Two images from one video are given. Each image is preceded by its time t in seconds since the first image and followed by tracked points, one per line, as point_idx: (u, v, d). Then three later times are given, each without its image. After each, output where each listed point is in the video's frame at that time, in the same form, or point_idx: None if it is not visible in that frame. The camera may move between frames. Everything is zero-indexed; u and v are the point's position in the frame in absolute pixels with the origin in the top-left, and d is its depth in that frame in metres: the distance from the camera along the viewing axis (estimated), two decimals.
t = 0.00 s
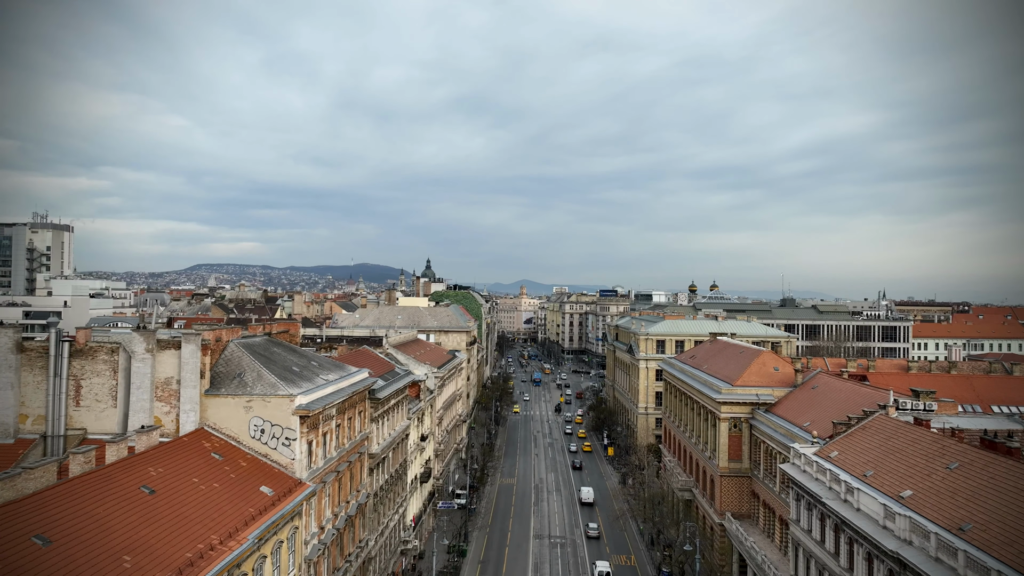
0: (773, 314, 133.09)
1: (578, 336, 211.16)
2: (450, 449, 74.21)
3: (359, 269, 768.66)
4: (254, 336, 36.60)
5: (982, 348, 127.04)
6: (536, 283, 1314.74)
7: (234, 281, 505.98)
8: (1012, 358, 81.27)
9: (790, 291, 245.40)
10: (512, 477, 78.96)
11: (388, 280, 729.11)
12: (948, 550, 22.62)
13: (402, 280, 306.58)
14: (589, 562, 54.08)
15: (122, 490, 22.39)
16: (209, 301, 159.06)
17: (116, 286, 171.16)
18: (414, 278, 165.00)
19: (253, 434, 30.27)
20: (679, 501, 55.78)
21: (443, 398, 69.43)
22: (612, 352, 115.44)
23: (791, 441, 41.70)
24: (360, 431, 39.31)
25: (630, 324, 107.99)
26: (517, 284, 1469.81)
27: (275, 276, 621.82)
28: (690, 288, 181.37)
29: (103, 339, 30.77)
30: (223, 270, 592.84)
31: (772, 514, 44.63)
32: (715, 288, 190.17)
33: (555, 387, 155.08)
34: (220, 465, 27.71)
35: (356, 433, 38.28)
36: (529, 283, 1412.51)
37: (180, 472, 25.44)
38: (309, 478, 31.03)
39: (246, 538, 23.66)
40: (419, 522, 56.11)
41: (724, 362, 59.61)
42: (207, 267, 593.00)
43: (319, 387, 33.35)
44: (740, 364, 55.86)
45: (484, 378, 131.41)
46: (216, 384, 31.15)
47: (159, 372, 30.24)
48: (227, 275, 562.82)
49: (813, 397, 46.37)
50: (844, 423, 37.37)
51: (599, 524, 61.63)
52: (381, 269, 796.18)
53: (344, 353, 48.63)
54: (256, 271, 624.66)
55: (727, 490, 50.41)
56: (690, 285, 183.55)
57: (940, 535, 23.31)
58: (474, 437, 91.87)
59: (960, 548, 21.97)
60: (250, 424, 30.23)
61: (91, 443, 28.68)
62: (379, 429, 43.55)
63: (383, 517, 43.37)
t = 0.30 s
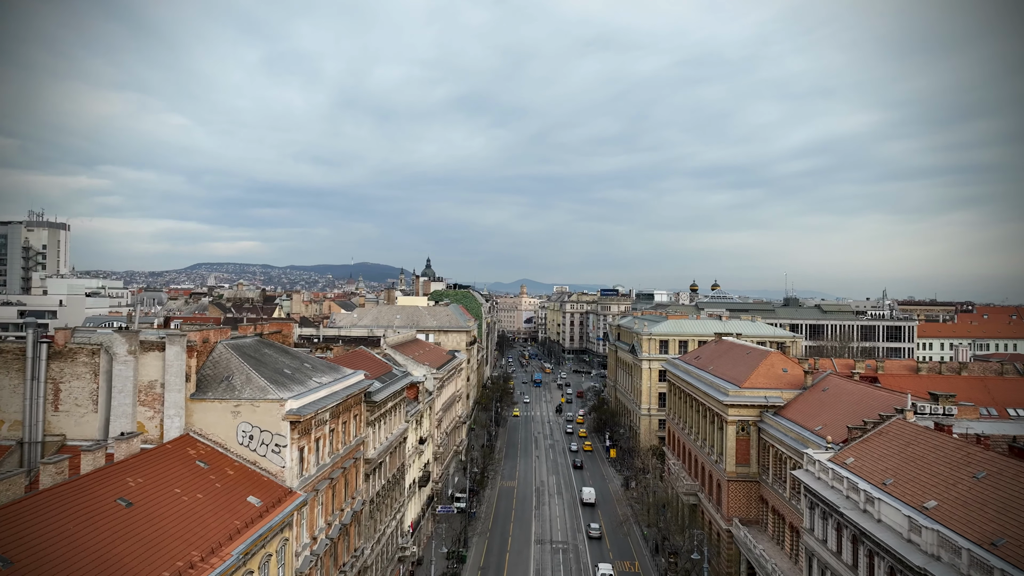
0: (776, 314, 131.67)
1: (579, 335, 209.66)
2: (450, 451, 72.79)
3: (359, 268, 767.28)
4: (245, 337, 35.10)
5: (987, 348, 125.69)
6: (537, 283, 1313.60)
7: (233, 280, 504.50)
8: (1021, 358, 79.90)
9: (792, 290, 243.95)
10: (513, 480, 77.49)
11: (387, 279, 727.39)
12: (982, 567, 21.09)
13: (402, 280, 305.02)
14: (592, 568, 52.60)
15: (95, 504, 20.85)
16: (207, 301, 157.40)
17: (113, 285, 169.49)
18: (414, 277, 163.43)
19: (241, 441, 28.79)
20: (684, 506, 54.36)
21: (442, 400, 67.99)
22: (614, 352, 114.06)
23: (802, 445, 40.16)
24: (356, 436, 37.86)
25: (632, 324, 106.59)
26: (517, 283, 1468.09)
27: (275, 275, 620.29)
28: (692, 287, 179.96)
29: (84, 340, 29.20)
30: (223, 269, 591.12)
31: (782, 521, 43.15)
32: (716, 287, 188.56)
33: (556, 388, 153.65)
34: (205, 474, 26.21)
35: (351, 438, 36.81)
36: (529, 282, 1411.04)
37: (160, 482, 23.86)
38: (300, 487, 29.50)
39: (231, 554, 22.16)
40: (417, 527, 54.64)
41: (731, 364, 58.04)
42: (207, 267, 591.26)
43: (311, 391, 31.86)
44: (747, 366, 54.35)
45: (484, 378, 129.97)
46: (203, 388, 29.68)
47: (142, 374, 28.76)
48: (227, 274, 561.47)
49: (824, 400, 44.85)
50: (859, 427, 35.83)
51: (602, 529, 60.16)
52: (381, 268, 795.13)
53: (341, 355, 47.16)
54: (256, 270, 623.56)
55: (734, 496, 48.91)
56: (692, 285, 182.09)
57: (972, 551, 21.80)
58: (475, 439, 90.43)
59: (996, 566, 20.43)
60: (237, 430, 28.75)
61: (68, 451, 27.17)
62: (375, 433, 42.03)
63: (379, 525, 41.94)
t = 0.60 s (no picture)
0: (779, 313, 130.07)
1: (580, 335, 208.09)
2: (449, 453, 71.34)
3: (359, 267, 766.06)
4: (234, 339, 33.59)
5: (994, 348, 124.03)
6: (537, 282, 1312.32)
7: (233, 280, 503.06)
8: None
9: (795, 290, 242.04)
10: (514, 483, 76.03)
11: (387, 278, 725.91)
12: None
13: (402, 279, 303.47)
14: None
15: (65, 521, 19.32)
16: (205, 301, 155.95)
17: (111, 285, 168.05)
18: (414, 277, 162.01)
19: (227, 448, 27.28)
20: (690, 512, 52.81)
21: (441, 402, 66.46)
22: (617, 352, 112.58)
23: (815, 451, 38.50)
24: (351, 442, 36.34)
25: (635, 324, 105.07)
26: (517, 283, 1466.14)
27: (274, 275, 618.82)
28: (694, 287, 178.32)
29: (63, 341, 27.64)
30: (223, 269, 589.61)
31: (793, 529, 41.60)
32: (719, 287, 186.96)
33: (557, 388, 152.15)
34: (187, 484, 24.62)
35: (345, 444, 35.28)
36: (529, 282, 1409.20)
37: (138, 495, 22.28)
38: (290, 498, 27.94)
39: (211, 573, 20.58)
40: (416, 534, 53.12)
41: (738, 365, 56.46)
42: (207, 266, 589.67)
43: (303, 395, 30.31)
44: (755, 367, 52.78)
45: (485, 378, 128.47)
46: (188, 392, 28.15)
47: (124, 378, 27.24)
48: (226, 274, 559.89)
49: (836, 403, 43.25)
50: (876, 433, 34.24)
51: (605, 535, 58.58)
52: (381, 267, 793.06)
53: (337, 357, 45.65)
54: (256, 269, 622.10)
55: (743, 502, 47.35)
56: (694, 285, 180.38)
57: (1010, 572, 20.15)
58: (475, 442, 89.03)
59: None
60: (223, 437, 27.27)
61: (45, 461, 25.69)
62: (372, 437, 40.47)
63: (375, 533, 40.42)
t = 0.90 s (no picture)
0: (783, 313, 128.55)
1: (581, 335, 206.45)
2: (449, 456, 69.84)
3: (359, 267, 764.56)
4: (223, 341, 32.04)
5: (1000, 348, 122.42)
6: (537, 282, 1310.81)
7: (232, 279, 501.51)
8: None
9: (797, 289, 240.19)
10: (515, 486, 74.53)
11: (387, 278, 724.32)
12: None
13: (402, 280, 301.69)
14: None
15: (26, 541, 17.65)
16: (201, 300, 154.26)
17: (107, 285, 166.35)
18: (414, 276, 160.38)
19: (212, 457, 25.77)
20: (696, 518, 51.29)
21: (441, 404, 64.89)
22: (619, 352, 111.10)
23: (830, 457, 36.87)
24: (346, 448, 34.77)
25: (638, 323, 103.51)
26: (517, 282, 1464.14)
27: (274, 274, 617.30)
28: (697, 286, 176.65)
29: (38, 343, 25.91)
30: (223, 268, 587.98)
31: (806, 537, 40.01)
32: (721, 287, 185.39)
33: (558, 389, 150.57)
34: (165, 496, 22.98)
35: (340, 450, 33.74)
36: (530, 281, 1407.88)
37: (113, 510, 20.76)
38: (279, 510, 26.37)
39: None
40: (414, 540, 51.55)
41: (746, 367, 54.89)
42: (207, 265, 588.17)
43: (294, 401, 28.72)
44: (764, 369, 51.16)
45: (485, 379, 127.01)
46: (171, 397, 26.70)
47: (103, 383, 25.78)
48: (226, 273, 558.37)
49: (849, 407, 41.62)
50: (896, 438, 32.60)
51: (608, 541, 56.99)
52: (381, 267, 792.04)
53: (332, 359, 44.05)
54: (256, 268, 620.58)
55: (752, 508, 45.75)
56: (696, 285, 178.91)
57: None
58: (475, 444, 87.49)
59: None
60: (209, 446, 25.76)
61: (16, 472, 23.82)
62: (368, 443, 38.85)
63: (371, 542, 38.81)
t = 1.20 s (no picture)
0: (784, 312, 127.30)
1: (579, 334, 205.08)
2: (446, 459, 68.28)
3: (356, 266, 762.32)
4: (208, 342, 30.45)
5: (1003, 348, 121.32)
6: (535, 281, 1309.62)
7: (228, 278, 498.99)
8: None
9: (796, 287, 238.77)
10: (513, 489, 73.02)
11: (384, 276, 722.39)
12: None
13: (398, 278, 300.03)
14: None
15: None
16: (195, 299, 152.28)
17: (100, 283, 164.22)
18: (411, 275, 158.71)
19: (192, 466, 24.19)
20: (701, 524, 49.78)
21: (437, 405, 63.35)
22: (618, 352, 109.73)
23: (843, 463, 35.38)
24: (337, 454, 33.20)
25: (638, 323, 102.08)
26: (515, 280, 1462.13)
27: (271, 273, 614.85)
28: (696, 285, 175.40)
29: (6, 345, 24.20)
30: (219, 267, 585.43)
31: (817, 546, 38.55)
32: (720, 286, 184.12)
33: (556, 388, 149.18)
34: (138, 510, 21.39)
35: (331, 457, 32.17)
36: (527, 280, 1406.71)
37: (80, 527, 19.16)
38: (264, 523, 24.82)
39: None
40: (409, 548, 49.99)
41: (751, 368, 53.45)
42: (203, 264, 585.50)
43: (281, 406, 27.17)
44: (770, 370, 49.71)
45: (483, 379, 125.45)
46: (149, 403, 25.10)
47: (75, 389, 24.05)
48: (222, 271, 555.79)
49: (859, 410, 40.18)
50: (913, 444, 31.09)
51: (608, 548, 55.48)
52: (378, 265, 789.93)
53: (324, 361, 42.45)
54: (252, 267, 618.07)
55: (759, 514, 44.28)
56: (696, 284, 177.67)
57: None
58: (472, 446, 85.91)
59: None
60: (188, 455, 24.16)
61: None
62: (360, 448, 37.27)
63: (364, 551, 37.24)
